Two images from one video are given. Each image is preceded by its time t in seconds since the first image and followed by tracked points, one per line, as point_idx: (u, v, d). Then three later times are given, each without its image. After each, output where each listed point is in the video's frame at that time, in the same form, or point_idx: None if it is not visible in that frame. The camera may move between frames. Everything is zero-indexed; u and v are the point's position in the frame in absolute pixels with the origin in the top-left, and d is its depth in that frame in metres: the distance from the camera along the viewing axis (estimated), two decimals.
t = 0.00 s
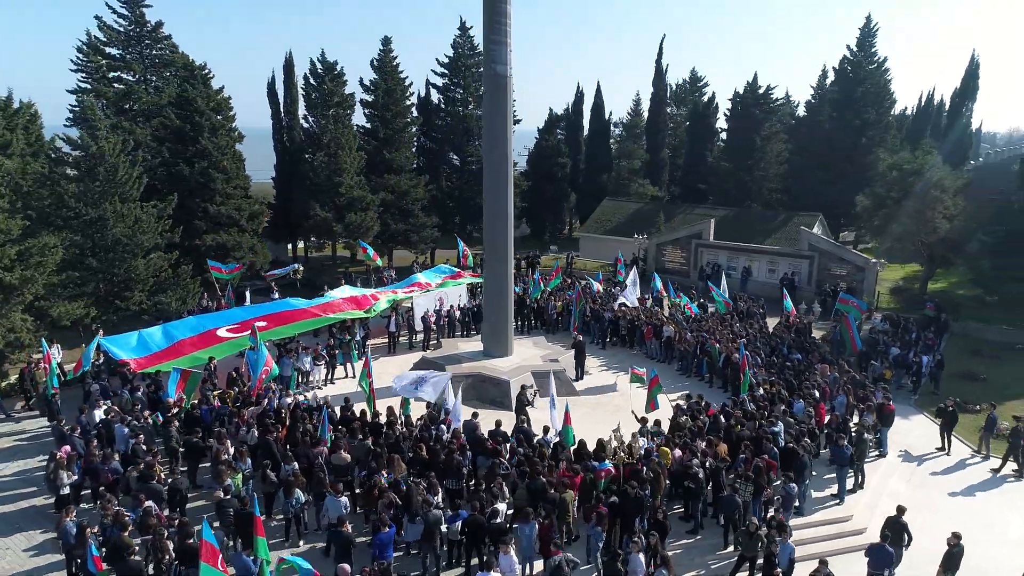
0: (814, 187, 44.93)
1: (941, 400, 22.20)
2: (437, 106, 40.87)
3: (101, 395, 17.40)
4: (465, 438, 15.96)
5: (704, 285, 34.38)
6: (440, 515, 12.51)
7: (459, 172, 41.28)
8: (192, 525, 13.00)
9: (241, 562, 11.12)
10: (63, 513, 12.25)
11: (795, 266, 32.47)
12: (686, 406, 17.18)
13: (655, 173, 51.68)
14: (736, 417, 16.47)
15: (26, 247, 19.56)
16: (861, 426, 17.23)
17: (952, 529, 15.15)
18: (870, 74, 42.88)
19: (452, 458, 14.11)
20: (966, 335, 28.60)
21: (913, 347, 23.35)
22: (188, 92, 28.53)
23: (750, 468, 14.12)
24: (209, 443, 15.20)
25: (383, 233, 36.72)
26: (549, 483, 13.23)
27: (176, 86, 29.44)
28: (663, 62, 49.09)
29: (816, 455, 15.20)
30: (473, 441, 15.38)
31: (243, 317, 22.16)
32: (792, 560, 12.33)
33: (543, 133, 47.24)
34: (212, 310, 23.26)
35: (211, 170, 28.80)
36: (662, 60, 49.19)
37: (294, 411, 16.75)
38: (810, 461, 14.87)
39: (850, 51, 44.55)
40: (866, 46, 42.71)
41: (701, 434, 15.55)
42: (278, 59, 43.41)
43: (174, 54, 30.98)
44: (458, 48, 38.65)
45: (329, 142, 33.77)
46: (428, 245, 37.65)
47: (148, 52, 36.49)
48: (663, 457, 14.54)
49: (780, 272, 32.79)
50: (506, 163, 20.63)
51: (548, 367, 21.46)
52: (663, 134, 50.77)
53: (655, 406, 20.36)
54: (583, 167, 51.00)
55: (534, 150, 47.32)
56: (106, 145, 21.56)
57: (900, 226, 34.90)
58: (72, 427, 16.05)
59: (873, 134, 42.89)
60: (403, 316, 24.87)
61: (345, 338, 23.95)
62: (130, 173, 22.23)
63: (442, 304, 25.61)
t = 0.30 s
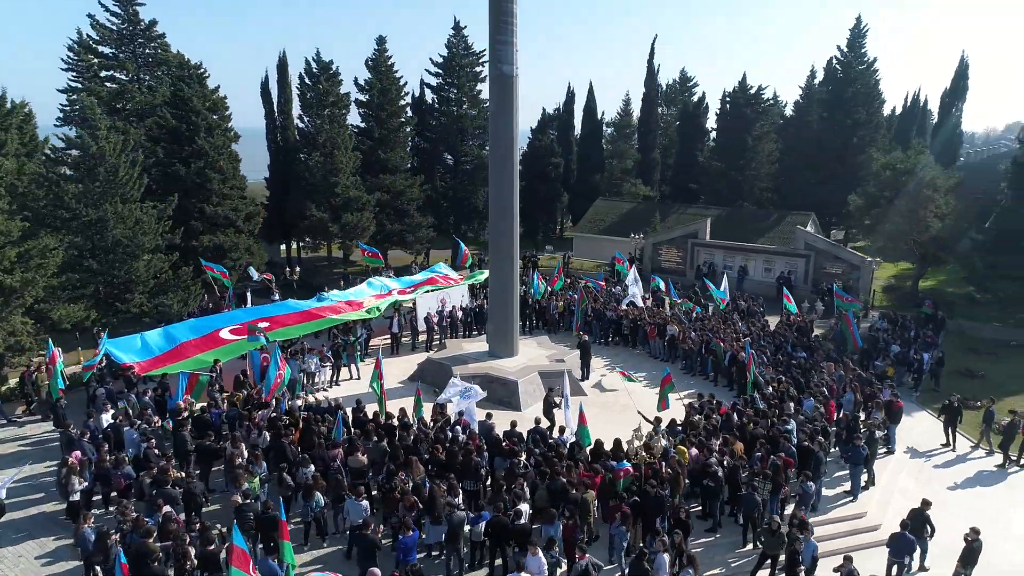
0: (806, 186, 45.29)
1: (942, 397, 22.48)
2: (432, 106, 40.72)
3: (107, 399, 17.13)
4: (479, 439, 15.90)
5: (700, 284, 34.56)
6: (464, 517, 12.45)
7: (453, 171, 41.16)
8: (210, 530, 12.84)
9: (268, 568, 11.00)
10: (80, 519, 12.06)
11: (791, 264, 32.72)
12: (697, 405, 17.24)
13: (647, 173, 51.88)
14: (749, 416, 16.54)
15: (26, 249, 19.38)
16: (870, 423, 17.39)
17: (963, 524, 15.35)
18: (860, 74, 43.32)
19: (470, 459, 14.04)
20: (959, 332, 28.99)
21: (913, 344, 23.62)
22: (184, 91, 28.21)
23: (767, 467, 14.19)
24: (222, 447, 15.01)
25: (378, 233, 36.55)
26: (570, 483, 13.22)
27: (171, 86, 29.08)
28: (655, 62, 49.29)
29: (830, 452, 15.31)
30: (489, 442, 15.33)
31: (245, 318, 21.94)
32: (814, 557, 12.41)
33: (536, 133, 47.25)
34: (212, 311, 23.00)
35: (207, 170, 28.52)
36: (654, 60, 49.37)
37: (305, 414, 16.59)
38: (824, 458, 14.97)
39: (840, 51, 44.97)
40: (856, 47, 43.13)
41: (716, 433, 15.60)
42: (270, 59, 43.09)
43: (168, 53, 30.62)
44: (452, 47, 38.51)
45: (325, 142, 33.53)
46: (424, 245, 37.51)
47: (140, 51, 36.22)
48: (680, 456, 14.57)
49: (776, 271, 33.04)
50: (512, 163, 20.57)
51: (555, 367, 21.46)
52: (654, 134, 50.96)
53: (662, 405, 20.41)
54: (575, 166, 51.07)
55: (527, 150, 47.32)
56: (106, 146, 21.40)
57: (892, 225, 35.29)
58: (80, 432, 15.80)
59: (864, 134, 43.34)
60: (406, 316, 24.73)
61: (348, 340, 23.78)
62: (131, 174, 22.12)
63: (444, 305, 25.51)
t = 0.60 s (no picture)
0: (795, 185, 45.70)
1: (940, 393, 22.78)
2: (424, 106, 40.55)
3: (110, 403, 16.88)
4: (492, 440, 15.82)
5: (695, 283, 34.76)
6: (484, 518, 12.37)
7: (445, 171, 41.03)
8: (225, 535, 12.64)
9: (292, 571, 10.86)
10: (95, 525, 11.83)
11: (784, 263, 33.01)
12: (706, 403, 17.32)
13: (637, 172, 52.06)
14: (758, 413, 16.63)
15: (23, 250, 19.17)
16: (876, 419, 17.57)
17: (970, 518, 15.54)
18: (848, 74, 43.79)
19: (486, 459, 13.95)
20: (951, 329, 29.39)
21: (910, 341, 23.90)
22: (177, 90, 27.86)
23: (782, 463, 14.26)
24: (232, 451, 14.81)
25: (372, 233, 36.35)
26: (589, 482, 13.18)
27: (163, 85, 28.74)
28: (645, 62, 49.49)
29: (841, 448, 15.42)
30: (502, 442, 15.26)
31: (245, 320, 21.70)
32: (833, 553, 12.48)
33: (527, 132, 47.23)
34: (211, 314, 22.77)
35: (202, 170, 28.23)
36: (644, 60, 49.56)
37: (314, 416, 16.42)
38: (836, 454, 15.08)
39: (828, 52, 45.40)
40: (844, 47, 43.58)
41: (728, 431, 15.65)
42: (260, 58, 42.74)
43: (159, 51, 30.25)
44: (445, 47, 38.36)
45: (318, 142, 33.25)
46: (417, 245, 37.36)
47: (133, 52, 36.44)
48: (695, 454, 14.59)
49: (770, 270, 33.31)
50: (516, 163, 20.51)
51: (559, 367, 21.49)
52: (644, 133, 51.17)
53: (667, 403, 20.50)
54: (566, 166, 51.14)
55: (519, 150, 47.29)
56: (104, 147, 22.07)
57: (883, 224, 35.70)
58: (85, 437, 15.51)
59: (852, 134, 43.80)
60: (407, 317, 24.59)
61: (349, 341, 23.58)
62: (128, 174, 22.93)
63: (445, 305, 25.45)
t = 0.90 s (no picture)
0: (781, 184, 46.17)
1: (933, 388, 23.16)
2: (413, 106, 40.37)
3: (111, 407, 16.58)
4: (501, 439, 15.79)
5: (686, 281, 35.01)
6: (501, 518, 12.33)
7: (435, 171, 40.98)
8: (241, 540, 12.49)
9: (313, 574, 10.99)
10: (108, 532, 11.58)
11: (774, 261, 33.34)
12: (711, 401, 17.45)
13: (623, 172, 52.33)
14: (763, 410, 16.78)
15: (17, 252, 19.00)
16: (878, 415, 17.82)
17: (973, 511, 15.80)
18: (832, 74, 44.34)
19: (498, 459, 13.91)
20: (938, 326, 29.88)
21: (902, 338, 24.28)
22: (167, 89, 27.51)
23: (792, 460, 14.38)
24: (241, 454, 14.62)
25: (362, 233, 36.13)
26: (604, 481, 13.20)
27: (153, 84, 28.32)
28: (632, 62, 49.70)
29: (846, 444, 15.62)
30: (513, 442, 15.22)
31: (243, 323, 21.45)
32: (846, 548, 12.59)
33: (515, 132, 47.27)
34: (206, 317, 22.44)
35: (192, 171, 27.89)
36: (630, 60, 49.77)
37: (321, 418, 16.27)
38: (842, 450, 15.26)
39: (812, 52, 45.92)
40: (828, 47, 44.12)
41: (735, 429, 15.82)
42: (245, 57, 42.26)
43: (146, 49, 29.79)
44: (435, 46, 38.20)
45: (309, 141, 32.96)
46: (408, 245, 37.18)
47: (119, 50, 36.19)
48: (706, 451, 14.69)
49: (760, 268, 33.63)
50: (516, 163, 20.50)
51: (560, 366, 21.54)
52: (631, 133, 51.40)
53: (668, 400, 20.62)
54: (554, 165, 51.20)
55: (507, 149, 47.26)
56: (98, 147, 22.57)
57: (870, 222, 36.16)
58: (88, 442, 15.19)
59: (837, 133, 44.37)
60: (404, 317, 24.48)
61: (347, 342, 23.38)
62: (123, 175, 23.39)
63: (442, 305, 25.40)
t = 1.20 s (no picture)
0: (766, 183, 46.68)
1: (925, 383, 23.53)
2: (401, 105, 40.18)
3: (111, 411, 16.28)
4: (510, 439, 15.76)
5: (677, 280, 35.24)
6: (519, 517, 12.30)
7: (424, 170, 40.87)
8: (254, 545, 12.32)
9: None
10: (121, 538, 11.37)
11: (764, 259, 33.70)
12: (716, 398, 17.58)
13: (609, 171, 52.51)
14: (768, 406, 16.93)
15: (10, 255, 18.95)
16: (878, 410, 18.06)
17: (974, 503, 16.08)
18: (816, 74, 44.89)
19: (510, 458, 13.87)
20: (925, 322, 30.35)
21: (894, 334, 24.65)
22: (156, 88, 27.13)
23: (800, 455, 14.53)
24: (250, 457, 14.44)
25: (352, 234, 35.87)
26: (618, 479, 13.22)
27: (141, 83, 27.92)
28: (617, 62, 49.92)
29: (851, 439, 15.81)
30: (523, 442, 15.19)
31: (241, 324, 21.04)
32: (859, 542, 12.74)
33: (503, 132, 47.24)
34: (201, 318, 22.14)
35: (182, 170, 27.53)
36: (616, 60, 49.98)
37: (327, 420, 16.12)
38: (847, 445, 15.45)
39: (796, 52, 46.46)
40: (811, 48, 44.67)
41: (742, 425, 15.93)
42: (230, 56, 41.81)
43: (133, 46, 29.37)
44: (423, 45, 38.05)
45: (298, 140, 32.69)
46: (398, 245, 36.99)
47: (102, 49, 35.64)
48: (715, 448, 14.79)
49: (750, 266, 33.96)
50: (516, 162, 20.49)
51: (561, 365, 21.58)
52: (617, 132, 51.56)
53: (669, 398, 20.75)
54: (540, 165, 51.25)
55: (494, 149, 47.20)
56: (92, 148, 22.93)
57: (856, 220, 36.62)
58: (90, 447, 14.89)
59: (820, 132, 44.95)
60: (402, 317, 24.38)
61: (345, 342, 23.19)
62: (118, 175, 23.73)
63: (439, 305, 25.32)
